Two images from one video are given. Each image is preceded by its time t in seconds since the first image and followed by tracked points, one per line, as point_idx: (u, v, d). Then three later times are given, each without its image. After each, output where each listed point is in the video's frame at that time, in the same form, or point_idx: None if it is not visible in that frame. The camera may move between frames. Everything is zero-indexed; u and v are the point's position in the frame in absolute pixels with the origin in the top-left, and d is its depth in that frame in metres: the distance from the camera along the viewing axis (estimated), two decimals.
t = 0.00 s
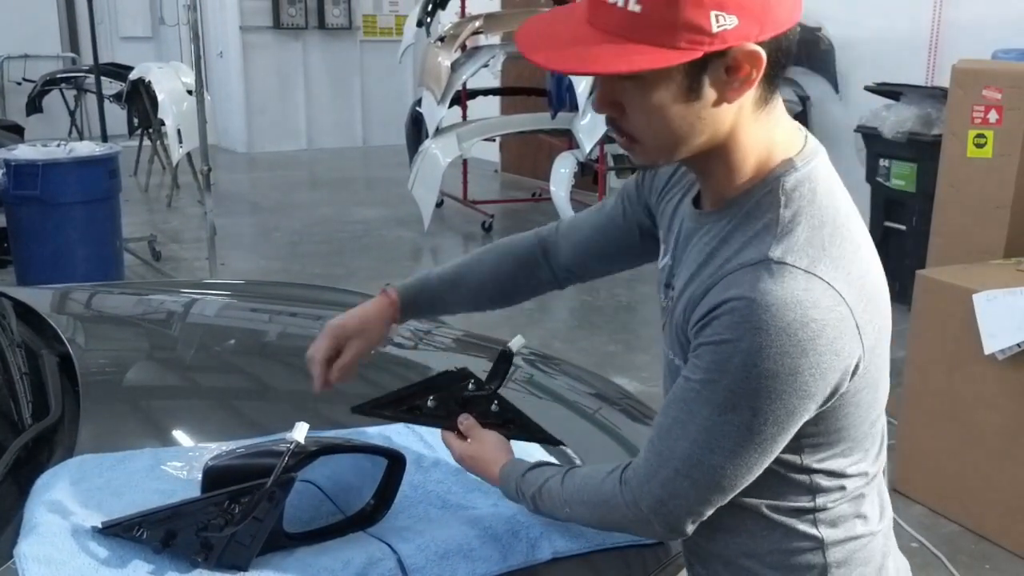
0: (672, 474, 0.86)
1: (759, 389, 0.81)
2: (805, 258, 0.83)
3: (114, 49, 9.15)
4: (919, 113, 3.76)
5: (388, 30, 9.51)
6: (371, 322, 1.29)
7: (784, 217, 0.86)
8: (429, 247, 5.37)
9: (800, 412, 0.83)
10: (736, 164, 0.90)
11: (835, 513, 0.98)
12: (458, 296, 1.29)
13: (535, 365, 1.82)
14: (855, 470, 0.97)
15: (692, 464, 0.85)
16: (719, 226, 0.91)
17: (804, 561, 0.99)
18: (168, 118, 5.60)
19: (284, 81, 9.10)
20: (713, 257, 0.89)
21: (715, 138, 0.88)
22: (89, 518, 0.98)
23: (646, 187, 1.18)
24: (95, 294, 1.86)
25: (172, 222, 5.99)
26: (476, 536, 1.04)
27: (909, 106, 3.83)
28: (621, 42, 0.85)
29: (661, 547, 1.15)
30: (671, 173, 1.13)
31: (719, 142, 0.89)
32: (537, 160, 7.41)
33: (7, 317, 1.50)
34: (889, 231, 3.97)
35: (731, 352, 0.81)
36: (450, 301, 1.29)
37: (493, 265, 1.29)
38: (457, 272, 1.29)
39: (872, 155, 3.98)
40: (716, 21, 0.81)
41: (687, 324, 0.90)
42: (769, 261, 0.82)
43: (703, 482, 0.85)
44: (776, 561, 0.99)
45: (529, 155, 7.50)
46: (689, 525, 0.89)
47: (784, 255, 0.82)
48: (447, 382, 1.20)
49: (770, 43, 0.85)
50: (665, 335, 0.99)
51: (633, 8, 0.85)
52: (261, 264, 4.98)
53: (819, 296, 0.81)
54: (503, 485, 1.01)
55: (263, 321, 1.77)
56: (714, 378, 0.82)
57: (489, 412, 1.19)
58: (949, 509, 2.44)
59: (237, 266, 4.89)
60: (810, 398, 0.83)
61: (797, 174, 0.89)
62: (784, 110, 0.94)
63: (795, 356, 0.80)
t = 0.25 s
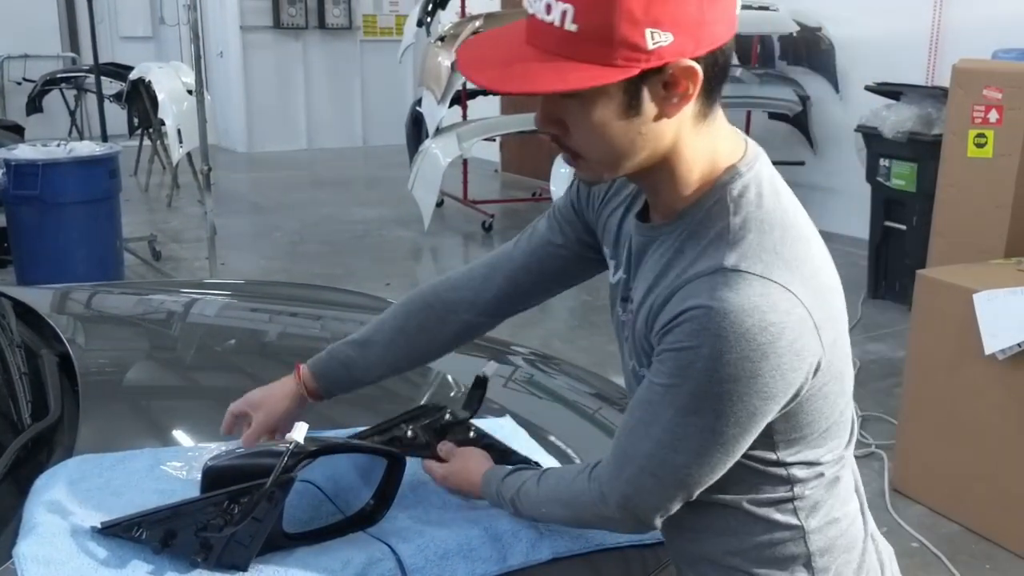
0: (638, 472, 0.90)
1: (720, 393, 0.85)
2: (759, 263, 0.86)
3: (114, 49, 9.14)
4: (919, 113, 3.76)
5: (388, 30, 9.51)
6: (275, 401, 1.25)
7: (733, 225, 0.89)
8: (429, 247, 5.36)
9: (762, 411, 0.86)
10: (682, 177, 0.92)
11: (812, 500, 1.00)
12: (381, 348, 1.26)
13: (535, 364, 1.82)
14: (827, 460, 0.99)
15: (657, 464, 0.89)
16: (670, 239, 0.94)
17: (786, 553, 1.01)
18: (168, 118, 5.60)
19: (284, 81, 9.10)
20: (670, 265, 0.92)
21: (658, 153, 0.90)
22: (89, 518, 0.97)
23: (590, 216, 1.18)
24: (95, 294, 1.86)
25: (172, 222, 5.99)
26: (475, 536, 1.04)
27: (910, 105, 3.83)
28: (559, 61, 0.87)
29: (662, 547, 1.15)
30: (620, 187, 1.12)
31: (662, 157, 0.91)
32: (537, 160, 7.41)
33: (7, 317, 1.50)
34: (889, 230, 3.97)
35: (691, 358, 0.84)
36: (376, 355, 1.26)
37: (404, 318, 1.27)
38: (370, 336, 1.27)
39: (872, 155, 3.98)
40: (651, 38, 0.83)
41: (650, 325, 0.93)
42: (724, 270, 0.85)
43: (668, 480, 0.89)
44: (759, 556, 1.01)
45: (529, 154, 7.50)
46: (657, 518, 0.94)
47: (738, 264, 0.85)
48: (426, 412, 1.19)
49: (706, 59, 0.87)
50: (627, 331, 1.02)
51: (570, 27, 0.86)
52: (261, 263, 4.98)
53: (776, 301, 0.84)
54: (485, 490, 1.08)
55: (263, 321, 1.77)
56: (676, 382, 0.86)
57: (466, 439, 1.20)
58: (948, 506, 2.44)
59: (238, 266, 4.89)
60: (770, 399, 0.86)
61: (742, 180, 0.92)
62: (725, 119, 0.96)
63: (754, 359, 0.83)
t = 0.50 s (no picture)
0: (623, 467, 0.90)
1: (702, 386, 0.85)
2: (742, 259, 0.86)
3: (114, 48, 9.14)
4: (919, 113, 3.76)
5: (388, 30, 9.51)
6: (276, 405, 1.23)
7: (717, 221, 0.89)
8: (429, 247, 5.36)
9: (745, 406, 0.86)
10: (663, 176, 0.93)
11: (803, 500, 1.00)
12: (382, 369, 1.26)
13: (535, 364, 1.82)
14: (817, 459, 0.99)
15: (640, 460, 0.89)
16: (654, 238, 0.94)
17: (777, 554, 1.01)
18: (167, 118, 5.60)
19: (284, 81, 9.09)
20: (654, 262, 0.93)
21: (636, 152, 0.92)
22: (88, 518, 0.97)
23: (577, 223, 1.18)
24: (96, 293, 1.86)
25: (171, 222, 5.98)
26: (475, 536, 1.03)
27: (910, 105, 3.83)
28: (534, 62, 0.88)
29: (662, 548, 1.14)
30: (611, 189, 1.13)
31: (640, 155, 0.93)
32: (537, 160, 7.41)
33: (7, 317, 1.50)
34: (889, 230, 3.97)
35: (673, 352, 0.85)
36: (379, 378, 1.26)
37: (407, 334, 1.27)
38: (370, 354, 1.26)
39: (872, 154, 3.98)
40: (622, 38, 0.85)
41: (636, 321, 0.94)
42: (707, 265, 0.86)
43: (652, 476, 0.89)
44: (750, 557, 1.01)
45: (529, 155, 7.50)
46: (644, 515, 0.94)
47: (721, 258, 0.86)
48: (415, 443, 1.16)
49: (679, 58, 0.89)
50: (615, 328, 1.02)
51: (542, 28, 0.88)
52: (261, 263, 4.98)
53: (757, 296, 0.85)
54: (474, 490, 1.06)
55: (264, 321, 1.77)
56: (659, 375, 0.86)
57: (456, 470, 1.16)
58: (948, 506, 2.44)
59: (237, 266, 4.89)
60: (753, 394, 0.86)
61: (725, 176, 0.93)
62: (705, 119, 0.97)
63: (735, 354, 0.84)
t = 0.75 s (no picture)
0: (636, 457, 0.89)
1: (719, 377, 0.84)
2: (764, 248, 0.85)
3: (114, 48, 9.14)
4: (919, 112, 3.76)
5: (388, 29, 9.50)
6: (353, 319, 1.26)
7: (741, 211, 0.88)
8: (429, 246, 5.36)
9: (762, 399, 0.85)
10: (690, 163, 0.92)
11: (810, 500, 0.99)
12: (459, 335, 1.23)
13: (535, 363, 1.82)
14: (828, 459, 0.98)
15: (656, 451, 0.87)
16: (675, 228, 0.93)
17: (782, 553, 0.99)
18: (167, 117, 5.60)
19: (284, 81, 9.09)
20: (671, 253, 0.91)
21: (664, 138, 0.91)
22: (87, 517, 0.97)
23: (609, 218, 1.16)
24: (95, 292, 1.86)
25: (171, 222, 5.98)
26: (474, 536, 1.03)
27: (911, 104, 3.83)
28: (567, 45, 0.88)
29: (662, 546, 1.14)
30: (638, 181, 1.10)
31: (667, 143, 0.91)
32: (537, 160, 7.41)
33: (6, 316, 1.50)
34: (889, 229, 3.97)
35: (692, 341, 0.83)
36: (452, 342, 1.23)
37: (494, 308, 1.24)
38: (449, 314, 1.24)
39: (872, 154, 3.98)
40: (654, 25, 0.83)
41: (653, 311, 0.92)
42: (728, 255, 0.84)
43: (666, 467, 0.88)
44: (755, 554, 0.99)
45: (529, 154, 7.50)
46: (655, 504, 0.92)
47: (743, 248, 0.84)
48: (419, 447, 1.15)
49: (711, 49, 0.87)
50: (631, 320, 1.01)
51: (576, 10, 0.87)
52: (261, 263, 4.97)
53: (777, 285, 0.83)
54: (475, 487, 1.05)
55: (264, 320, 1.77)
56: (676, 364, 0.85)
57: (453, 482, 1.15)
58: (948, 506, 2.44)
59: (237, 265, 4.89)
60: (771, 388, 0.85)
61: (755, 167, 0.91)
62: (737, 113, 0.96)
63: (755, 344, 0.83)
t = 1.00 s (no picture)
0: (679, 451, 0.84)
1: (767, 357, 0.79)
2: (810, 224, 0.81)
3: (114, 47, 9.15)
4: (919, 112, 3.76)
5: (388, 28, 9.50)
6: (452, 280, 1.34)
7: (792, 190, 0.84)
8: (429, 246, 5.36)
9: (807, 381, 0.81)
10: (742, 144, 0.88)
11: (828, 501, 0.94)
12: (550, 313, 1.29)
13: (535, 362, 1.82)
14: (856, 460, 0.94)
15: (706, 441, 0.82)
16: (728, 203, 0.89)
17: (793, 552, 0.95)
18: (168, 116, 5.60)
19: (284, 81, 9.10)
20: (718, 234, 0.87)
21: (722, 120, 0.87)
22: (87, 516, 0.97)
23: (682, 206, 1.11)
24: (96, 292, 1.86)
25: (171, 221, 5.98)
26: (475, 534, 1.04)
27: (910, 103, 3.83)
28: (624, 19, 0.84)
29: (661, 545, 1.14)
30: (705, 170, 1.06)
31: (724, 124, 0.88)
32: (537, 160, 7.42)
33: (5, 316, 1.50)
34: (889, 229, 3.97)
35: (734, 320, 0.79)
36: (542, 318, 1.29)
37: (595, 292, 1.27)
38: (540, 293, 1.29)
39: (872, 154, 3.98)
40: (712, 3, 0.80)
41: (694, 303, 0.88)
42: (774, 229, 0.81)
43: (714, 460, 0.83)
44: (768, 550, 0.95)
45: (529, 154, 7.51)
46: (706, 509, 0.86)
47: (789, 223, 0.81)
48: (416, 447, 1.15)
49: (769, 30, 0.83)
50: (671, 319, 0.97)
51: None
52: (261, 262, 4.97)
53: (821, 260, 0.80)
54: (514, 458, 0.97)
55: (263, 319, 1.77)
56: (720, 346, 0.80)
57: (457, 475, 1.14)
58: (947, 506, 2.44)
59: (238, 265, 4.89)
60: (815, 370, 0.81)
61: (808, 152, 0.87)
62: (799, 99, 0.92)
63: (802, 321, 0.79)
